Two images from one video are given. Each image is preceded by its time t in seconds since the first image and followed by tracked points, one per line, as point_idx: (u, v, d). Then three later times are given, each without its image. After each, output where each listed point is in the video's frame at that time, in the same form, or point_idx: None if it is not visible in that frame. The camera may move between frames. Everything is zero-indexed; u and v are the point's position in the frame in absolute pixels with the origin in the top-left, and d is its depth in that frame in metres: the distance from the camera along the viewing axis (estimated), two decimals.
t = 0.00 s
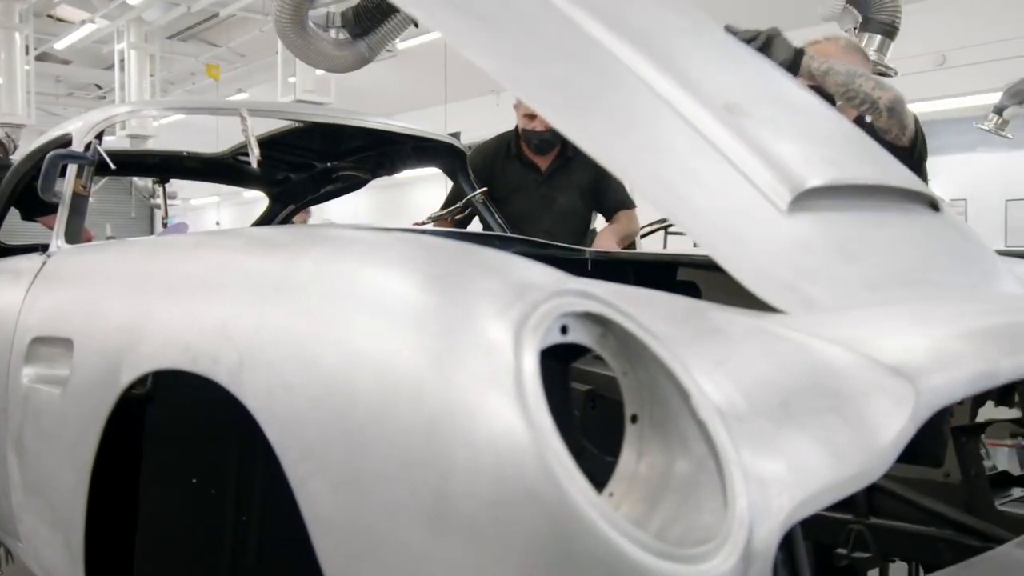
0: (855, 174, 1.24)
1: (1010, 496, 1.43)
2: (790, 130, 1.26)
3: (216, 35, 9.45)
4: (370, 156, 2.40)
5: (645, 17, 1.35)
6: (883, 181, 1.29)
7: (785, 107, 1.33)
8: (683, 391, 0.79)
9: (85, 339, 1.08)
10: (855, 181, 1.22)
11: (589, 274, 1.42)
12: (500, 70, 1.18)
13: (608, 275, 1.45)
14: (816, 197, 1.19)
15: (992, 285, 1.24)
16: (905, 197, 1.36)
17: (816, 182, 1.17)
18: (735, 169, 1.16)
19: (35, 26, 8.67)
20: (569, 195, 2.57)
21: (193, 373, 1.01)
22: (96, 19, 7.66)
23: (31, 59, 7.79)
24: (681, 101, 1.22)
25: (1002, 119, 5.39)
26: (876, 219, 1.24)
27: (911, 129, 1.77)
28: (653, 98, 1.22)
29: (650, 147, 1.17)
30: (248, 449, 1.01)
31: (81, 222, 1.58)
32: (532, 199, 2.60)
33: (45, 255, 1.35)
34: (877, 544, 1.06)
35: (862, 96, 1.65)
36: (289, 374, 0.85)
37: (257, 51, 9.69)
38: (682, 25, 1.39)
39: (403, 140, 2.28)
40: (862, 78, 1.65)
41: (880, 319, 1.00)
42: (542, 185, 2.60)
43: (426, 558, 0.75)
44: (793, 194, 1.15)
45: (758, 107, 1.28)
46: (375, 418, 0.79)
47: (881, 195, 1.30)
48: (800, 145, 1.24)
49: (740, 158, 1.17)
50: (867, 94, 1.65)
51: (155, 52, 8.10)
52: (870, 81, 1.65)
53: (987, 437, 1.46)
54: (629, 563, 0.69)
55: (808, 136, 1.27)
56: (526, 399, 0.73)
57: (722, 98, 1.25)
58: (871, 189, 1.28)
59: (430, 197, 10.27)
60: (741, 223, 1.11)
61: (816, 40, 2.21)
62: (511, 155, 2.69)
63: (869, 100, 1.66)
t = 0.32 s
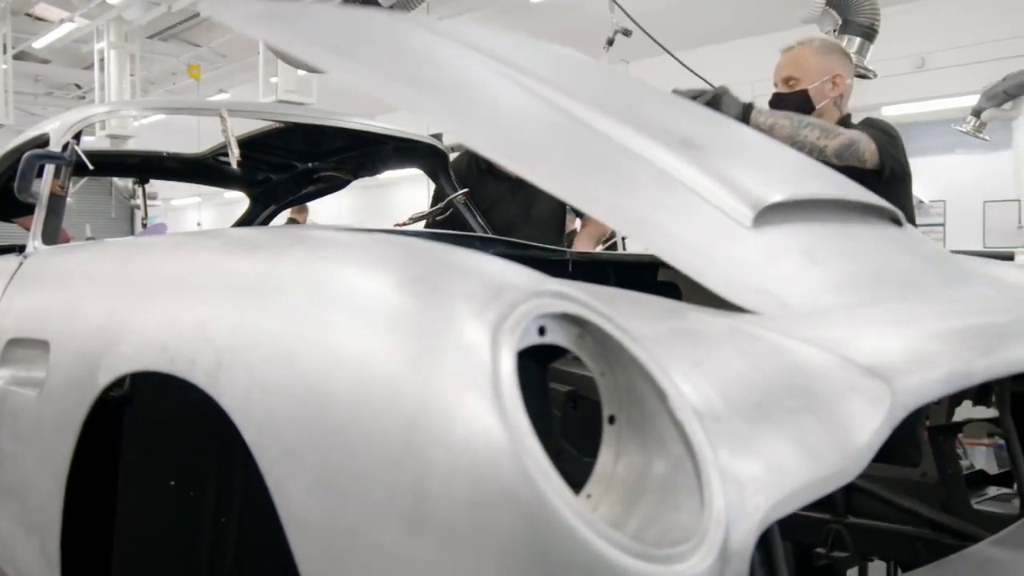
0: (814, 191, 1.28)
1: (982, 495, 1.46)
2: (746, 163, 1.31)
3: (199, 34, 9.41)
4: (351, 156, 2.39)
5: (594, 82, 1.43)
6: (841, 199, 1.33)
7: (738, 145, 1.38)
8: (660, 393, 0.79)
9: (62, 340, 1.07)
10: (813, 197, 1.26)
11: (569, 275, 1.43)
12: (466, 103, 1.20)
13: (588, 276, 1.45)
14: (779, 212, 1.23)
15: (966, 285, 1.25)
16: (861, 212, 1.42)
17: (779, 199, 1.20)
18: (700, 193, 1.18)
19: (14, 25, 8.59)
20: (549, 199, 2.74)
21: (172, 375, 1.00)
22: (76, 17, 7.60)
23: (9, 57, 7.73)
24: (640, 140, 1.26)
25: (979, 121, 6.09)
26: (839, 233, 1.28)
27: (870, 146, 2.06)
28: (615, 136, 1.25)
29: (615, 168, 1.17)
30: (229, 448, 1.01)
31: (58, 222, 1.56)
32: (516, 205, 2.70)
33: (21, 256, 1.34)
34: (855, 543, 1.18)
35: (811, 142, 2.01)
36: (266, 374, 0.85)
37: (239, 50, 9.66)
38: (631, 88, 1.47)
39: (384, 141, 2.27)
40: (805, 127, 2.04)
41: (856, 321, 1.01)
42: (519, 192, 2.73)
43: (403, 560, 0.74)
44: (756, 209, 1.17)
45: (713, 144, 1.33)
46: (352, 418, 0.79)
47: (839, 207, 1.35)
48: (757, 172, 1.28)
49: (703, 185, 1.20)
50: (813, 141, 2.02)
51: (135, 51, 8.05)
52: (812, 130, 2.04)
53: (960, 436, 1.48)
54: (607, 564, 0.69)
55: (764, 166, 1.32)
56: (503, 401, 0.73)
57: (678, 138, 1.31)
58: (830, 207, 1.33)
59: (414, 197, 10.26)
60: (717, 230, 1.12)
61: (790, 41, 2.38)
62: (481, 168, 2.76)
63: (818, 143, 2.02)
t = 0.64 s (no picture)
0: (781, 214, 1.29)
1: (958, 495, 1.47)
2: (707, 194, 1.31)
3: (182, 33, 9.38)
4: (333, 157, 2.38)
5: (541, 146, 1.45)
6: (812, 218, 1.33)
7: (696, 183, 1.39)
8: (640, 392, 0.79)
9: (38, 341, 1.06)
10: (778, 217, 1.26)
11: (550, 275, 1.43)
12: (415, 168, 1.21)
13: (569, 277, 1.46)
14: (746, 231, 1.23)
15: (944, 285, 1.26)
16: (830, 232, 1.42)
17: (745, 218, 1.20)
18: (664, 222, 1.17)
19: None
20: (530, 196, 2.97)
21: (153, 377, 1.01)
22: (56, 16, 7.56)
23: None
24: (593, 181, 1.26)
25: (957, 121, 6.56)
26: (812, 245, 1.28)
27: (826, 160, 2.10)
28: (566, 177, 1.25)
29: (577, 203, 1.18)
30: (209, 448, 1.01)
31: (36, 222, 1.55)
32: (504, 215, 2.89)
33: None
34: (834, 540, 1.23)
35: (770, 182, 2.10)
36: (245, 374, 0.85)
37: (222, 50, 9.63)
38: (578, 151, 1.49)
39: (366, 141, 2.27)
40: (760, 171, 2.13)
41: (834, 321, 1.01)
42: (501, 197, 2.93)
43: (381, 560, 0.74)
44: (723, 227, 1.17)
45: (672, 184, 1.33)
46: (330, 419, 0.79)
47: (812, 225, 1.35)
48: (721, 199, 1.29)
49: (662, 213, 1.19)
50: (772, 180, 2.11)
51: (117, 50, 8.02)
52: (768, 169, 2.12)
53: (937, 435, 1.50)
54: (587, 564, 0.69)
55: (726, 195, 1.31)
56: (481, 401, 0.73)
57: (631, 179, 1.32)
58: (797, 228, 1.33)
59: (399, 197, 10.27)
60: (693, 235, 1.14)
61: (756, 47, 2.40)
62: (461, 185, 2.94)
63: (777, 181, 2.10)
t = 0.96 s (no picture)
0: (756, 222, 1.29)
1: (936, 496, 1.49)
2: (682, 210, 1.29)
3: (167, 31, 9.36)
4: (317, 156, 2.37)
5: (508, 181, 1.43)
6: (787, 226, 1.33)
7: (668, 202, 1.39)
8: (621, 392, 0.79)
9: (17, 341, 1.05)
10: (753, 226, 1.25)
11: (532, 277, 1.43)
12: (379, 198, 1.20)
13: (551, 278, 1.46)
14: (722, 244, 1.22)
15: (925, 285, 1.27)
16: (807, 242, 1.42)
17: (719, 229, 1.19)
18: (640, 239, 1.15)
19: None
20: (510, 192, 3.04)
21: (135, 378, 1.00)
22: (38, 15, 7.53)
23: None
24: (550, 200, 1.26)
25: (940, 122, 6.62)
26: (790, 251, 1.28)
27: (800, 171, 2.13)
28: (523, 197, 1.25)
29: (545, 220, 1.18)
30: (192, 449, 1.01)
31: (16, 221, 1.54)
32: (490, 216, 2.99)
33: None
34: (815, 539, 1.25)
35: (749, 204, 2.10)
36: (226, 374, 0.84)
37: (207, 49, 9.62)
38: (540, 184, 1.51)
39: (349, 141, 2.26)
40: (738, 195, 2.12)
41: (815, 320, 1.02)
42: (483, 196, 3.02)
43: (361, 560, 0.74)
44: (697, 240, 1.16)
45: (644, 203, 1.31)
46: (311, 420, 0.79)
47: (787, 237, 1.35)
48: (696, 212, 1.29)
49: (624, 226, 1.19)
50: (751, 203, 2.11)
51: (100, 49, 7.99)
52: (744, 192, 2.12)
53: (918, 434, 1.51)
54: (567, 564, 0.69)
55: (694, 207, 1.31)
56: (462, 400, 0.73)
57: (601, 201, 1.30)
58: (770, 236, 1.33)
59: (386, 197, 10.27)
60: (674, 237, 1.14)
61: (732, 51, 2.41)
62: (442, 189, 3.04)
63: (757, 203, 2.10)
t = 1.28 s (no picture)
0: (736, 228, 1.27)
1: (917, 494, 1.49)
2: (663, 218, 1.28)
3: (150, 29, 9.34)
4: (301, 155, 2.37)
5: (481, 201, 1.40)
6: (768, 233, 1.33)
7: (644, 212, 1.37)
8: (602, 391, 0.79)
9: None
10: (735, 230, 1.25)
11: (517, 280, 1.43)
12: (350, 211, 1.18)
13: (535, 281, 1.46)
14: (705, 249, 1.22)
15: (907, 285, 1.28)
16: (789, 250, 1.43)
17: (698, 235, 1.18)
18: (620, 243, 1.13)
19: None
20: (492, 188, 3.05)
21: (115, 379, 1.00)
22: (19, 12, 7.49)
23: None
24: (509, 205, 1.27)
25: (923, 123, 6.68)
26: (773, 254, 1.28)
27: (835, 180, 2.12)
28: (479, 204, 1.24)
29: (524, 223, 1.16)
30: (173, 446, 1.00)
31: None
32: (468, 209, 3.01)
33: None
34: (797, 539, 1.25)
35: (797, 222, 2.01)
36: (208, 374, 0.84)
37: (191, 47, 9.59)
38: (503, 200, 1.53)
39: (334, 140, 2.25)
40: (786, 217, 2.01)
41: (797, 320, 1.02)
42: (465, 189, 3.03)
43: (341, 561, 0.73)
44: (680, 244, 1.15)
45: (624, 213, 1.30)
46: (292, 420, 0.78)
47: (767, 243, 1.34)
48: (674, 222, 1.26)
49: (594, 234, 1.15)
50: (799, 222, 2.02)
51: (82, 47, 7.97)
52: (790, 211, 2.02)
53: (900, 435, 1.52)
54: (549, 564, 0.69)
55: (666, 220, 1.27)
56: (443, 400, 0.73)
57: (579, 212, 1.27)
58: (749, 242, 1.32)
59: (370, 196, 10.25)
60: (657, 238, 1.15)
61: (716, 51, 2.40)
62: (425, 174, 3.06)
63: (803, 218, 2.04)
